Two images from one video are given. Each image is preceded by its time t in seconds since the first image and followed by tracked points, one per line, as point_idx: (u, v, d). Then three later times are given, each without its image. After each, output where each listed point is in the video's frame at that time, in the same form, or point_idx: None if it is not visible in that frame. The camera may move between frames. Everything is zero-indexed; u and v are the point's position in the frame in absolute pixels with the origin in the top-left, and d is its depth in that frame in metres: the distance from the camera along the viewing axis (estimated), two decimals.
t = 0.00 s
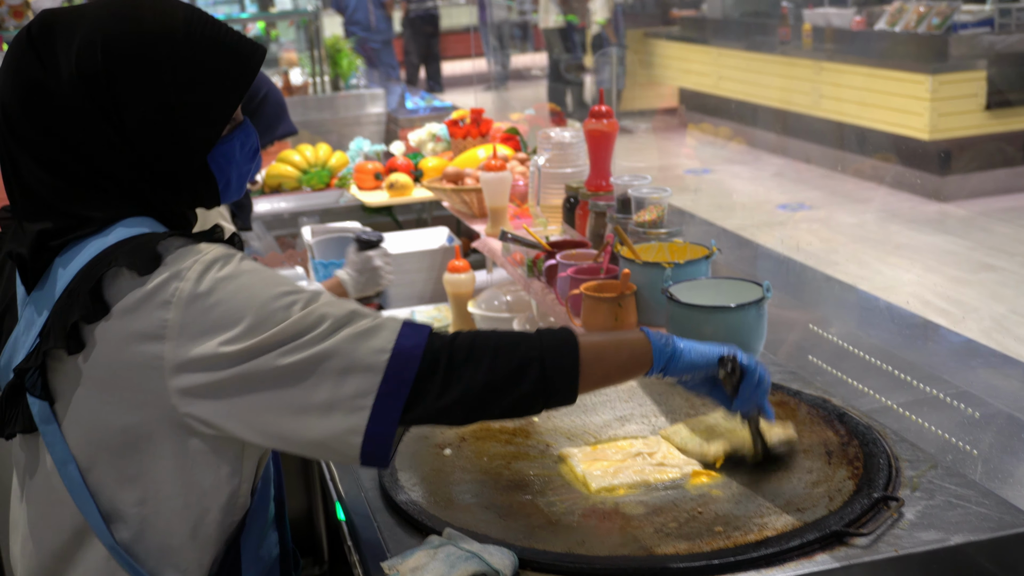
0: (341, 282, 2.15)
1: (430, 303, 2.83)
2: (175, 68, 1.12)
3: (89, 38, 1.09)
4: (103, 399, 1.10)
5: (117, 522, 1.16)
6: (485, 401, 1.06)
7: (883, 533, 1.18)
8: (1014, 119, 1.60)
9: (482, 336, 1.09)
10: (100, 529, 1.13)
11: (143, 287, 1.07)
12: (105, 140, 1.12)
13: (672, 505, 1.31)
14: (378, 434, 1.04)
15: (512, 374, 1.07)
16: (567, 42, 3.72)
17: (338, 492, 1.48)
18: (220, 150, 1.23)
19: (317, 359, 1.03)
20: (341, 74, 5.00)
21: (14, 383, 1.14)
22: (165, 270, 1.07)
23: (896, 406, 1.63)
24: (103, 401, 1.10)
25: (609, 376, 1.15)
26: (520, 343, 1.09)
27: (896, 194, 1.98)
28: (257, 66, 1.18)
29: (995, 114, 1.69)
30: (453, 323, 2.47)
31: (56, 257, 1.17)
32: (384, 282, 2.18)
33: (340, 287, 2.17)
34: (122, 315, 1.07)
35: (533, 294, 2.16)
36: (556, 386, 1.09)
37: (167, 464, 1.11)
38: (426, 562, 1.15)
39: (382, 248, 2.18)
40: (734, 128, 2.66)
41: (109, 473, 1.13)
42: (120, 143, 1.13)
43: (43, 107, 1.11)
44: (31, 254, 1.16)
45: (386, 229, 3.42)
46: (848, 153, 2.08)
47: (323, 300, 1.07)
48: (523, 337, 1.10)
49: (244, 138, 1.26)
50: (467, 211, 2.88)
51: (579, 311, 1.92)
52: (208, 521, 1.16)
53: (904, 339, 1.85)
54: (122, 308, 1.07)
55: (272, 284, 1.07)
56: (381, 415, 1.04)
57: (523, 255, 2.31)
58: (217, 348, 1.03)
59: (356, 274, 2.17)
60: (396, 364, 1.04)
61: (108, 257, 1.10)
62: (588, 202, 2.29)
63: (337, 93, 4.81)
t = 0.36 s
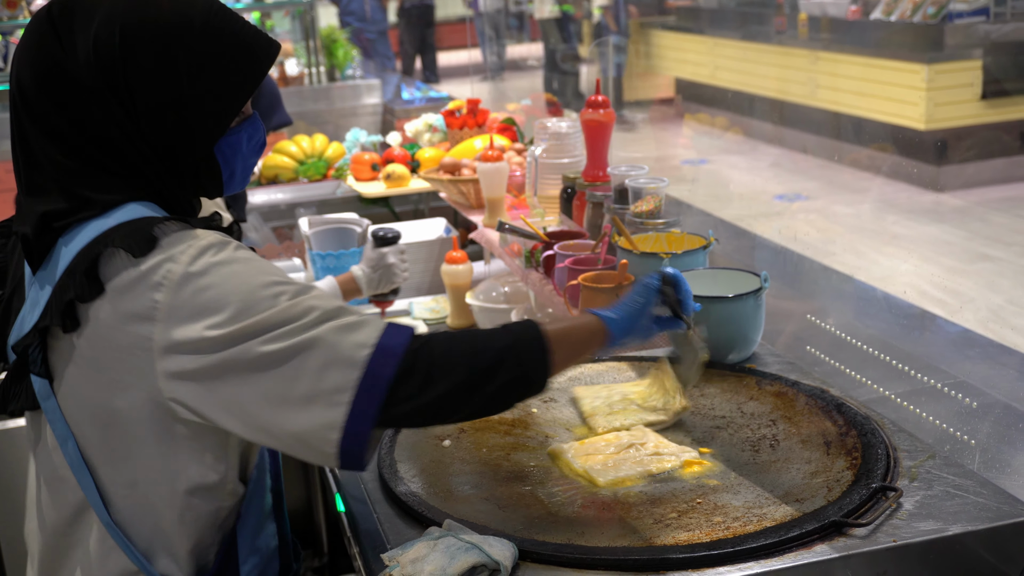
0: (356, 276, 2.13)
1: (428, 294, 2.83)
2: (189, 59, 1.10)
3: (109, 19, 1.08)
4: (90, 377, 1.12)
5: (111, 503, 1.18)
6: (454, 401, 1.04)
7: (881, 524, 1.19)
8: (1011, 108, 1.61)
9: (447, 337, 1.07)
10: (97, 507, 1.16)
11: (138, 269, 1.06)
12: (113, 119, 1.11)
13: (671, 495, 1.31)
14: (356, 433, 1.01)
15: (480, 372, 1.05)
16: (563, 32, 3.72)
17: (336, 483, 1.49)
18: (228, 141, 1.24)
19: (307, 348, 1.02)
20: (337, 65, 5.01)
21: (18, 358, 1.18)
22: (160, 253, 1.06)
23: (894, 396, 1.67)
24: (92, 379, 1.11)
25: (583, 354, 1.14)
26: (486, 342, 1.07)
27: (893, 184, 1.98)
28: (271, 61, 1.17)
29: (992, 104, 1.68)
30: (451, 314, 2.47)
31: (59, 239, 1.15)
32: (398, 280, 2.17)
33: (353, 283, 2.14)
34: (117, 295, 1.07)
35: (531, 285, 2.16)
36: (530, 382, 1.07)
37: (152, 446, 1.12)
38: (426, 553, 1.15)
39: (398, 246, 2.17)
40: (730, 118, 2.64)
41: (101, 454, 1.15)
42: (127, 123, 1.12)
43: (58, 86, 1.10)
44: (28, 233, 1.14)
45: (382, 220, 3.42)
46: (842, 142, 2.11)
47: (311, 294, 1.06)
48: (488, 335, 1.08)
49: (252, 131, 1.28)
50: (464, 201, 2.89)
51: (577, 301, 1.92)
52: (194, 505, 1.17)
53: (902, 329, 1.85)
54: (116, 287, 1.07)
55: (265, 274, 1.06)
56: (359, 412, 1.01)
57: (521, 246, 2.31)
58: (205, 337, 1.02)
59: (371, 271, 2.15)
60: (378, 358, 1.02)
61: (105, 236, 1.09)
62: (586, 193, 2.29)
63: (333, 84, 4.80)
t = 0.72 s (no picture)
0: (340, 282, 2.14)
1: (432, 297, 2.83)
2: (166, 47, 1.15)
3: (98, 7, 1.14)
4: (72, 350, 1.17)
5: (105, 471, 1.23)
6: (308, 423, 0.97)
7: (886, 528, 1.19)
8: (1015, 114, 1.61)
9: (315, 353, 1.00)
10: (93, 474, 1.22)
11: (98, 241, 1.08)
12: (100, 105, 1.17)
13: (675, 499, 1.31)
14: (218, 446, 0.96)
15: (331, 396, 0.98)
16: (568, 35, 3.73)
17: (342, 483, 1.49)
18: (208, 129, 1.27)
19: (185, 348, 0.97)
20: (341, 66, 5.02)
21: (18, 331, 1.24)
22: (114, 226, 1.08)
23: (899, 401, 1.65)
24: (76, 350, 1.17)
25: (439, 393, 1.03)
26: (347, 365, 0.99)
27: (897, 188, 1.98)
28: (255, 55, 1.20)
29: (996, 108, 1.67)
30: (456, 317, 2.47)
31: (51, 219, 1.16)
32: (380, 286, 2.19)
33: (337, 288, 2.15)
34: (80, 266, 1.11)
35: (536, 288, 2.16)
36: (386, 407, 0.99)
37: (127, 418, 1.17)
38: (431, 554, 1.16)
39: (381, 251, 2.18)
40: (733, 121, 2.69)
41: (89, 426, 1.21)
42: (115, 111, 1.18)
43: (49, 68, 1.17)
44: (24, 214, 1.17)
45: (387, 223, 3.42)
46: (848, 147, 2.08)
47: (226, 296, 1.01)
48: (348, 355, 1.00)
49: (238, 121, 1.30)
50: (469, 204, 2.89)
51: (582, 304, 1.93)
52: (172, 471, 1.20)
53: (907, 334, 1.85)
54: (82, 260, 1.10)
55: (200, 266, 1.03)
56: (214, 428, 0.96)
57: (526, 249, 2.31)
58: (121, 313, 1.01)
59: (353, 276, 2.16)
60: (229, 375, 0.95)
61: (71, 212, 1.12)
62: (591, 196, 2.29)
63: (338, 86, 4.81)
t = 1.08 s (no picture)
0: (339, 290, 2.14)
1: (433, 300, 2.83)
2: (159, 47, 1.14)
3: (89, 8, 1.13)
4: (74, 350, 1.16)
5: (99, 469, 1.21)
6: (358, 410, 0.99)
7: (887, 531, 1.19)
8: (1013, 119, 1.61)
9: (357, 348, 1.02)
10: (88, 471, 1.20)
11: (107, 239, 1.09)
12: (97, 105, 1.17)
13: (676, 502, 1.31)
14: (265, 436, 0.98)
15: (379, 387, 1.00)
16: (570, 39, 3.73)
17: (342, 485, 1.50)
18: (202, 125, 1.28)
19: (225, 344, 0.98)
20: (343, 70, 5.03)
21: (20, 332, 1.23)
22: (124, 225, 1.08)
23: (900, 404, 1.68)
24: (75, 346, 1.15)
25: (482, 386, 1.05)
26: (393, 359, 1.02)
27: (898, 193, 1.98)
28: (247, 52, 1.19)
29: (996, 113, 1.67)
30: (457, 320, 2.47)
31: (51, 215, 1.17)
32: (381, 297, 2.19)
33: (336, 296, 2.16)
34: (89, 263, 1.10)
35: (537, 291, 2.17)
36: (428, 399, 1.01)
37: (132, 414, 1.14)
38: (432, 557, 1.15)
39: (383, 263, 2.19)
40: (734, 125, 2.70)
41: (88, 431, 1.18)
42: (110, 109, 1.17)
43: (47, 71, 1.16)
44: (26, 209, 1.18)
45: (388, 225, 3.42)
46: (850, 152, 2.07)
47: (251, 289, 1.03)
48: (389, 349, 1.02)
49: (231, 117, 1.31)
50: (470, 208, 2.89)
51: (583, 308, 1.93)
52: (171, 472, 1.16)
53: (908, 338, 1.85)
54: (91, 256, 1.10)
55: (219, 259, 1.04)
56: (263, 418, 0.97)
57: (527, 252, 2.31)
58: (144, 312, 1.01)
59: (354, 285, 2.16)
60: (277, 367, 0.97)
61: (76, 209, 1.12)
62: (592, 200, 2.29)
63: (340, 89, 4.81)
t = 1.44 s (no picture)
0: (350, 277, 2.18)
1: (436, 302, 2.84)
2: (179, 50, 1.17)
3: (108, 14, 1.15)
4: (96, 355, 1.20)
5: (122, 473, 1.25)
6: (428, 383, 1.09)
7: (890, 535, 1.19)
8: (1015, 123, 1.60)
9: (437, 326, 1.11)
10: (111, 476, 1.24)
11: (138, 243, 1.13)
12: (113, 108, 1.19)
13: (680, 504, 1.31)
14: (338, 409, 1.06)
15: (455, 359, 1.10)
16: (572, 42, 3.73)
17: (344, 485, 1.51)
18: (220, 129, 1.29)
19: (298, 324, 1.06)
20: (346, 72, 5.03)
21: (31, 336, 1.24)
22: (156, 227, 1.13)
23: (904, 408, 1.66)
24: (100, 351, 1.19)
25: (550, 369, 1.15)
26: (471, 334, 1.12)
27: (901, 198, 1.97)
28: (261, 58, 1.23)
29: (998, 118, 1.67)
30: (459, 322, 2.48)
31: (66, 220, 1.21)
32: (390, 281, 2.23)
33: (347, 283, 2.20)
34: (117, 268, 1.14)
35: (540, 294, 2.17)
36: (501, 375, 1.10)
37: (159, 422, 1.21)
38: (435, 559, 1.15)
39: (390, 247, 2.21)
40: (738, 129, 2.67)
41: (114, 428, 1.23)
42: (127, 112, 1.20)
43: (62, 75, 1.18)
44: (39, 215, 1.21)
45: (390, 227, 3.43)
46: (851, 155, 2.09)
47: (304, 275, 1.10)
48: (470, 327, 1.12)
49: (246, 122, 1.32)
50: (472, 210, 2.90)
51: (586, 310, 1.92)
52: (200, 474, 1.26)
53: (910, 341, 1.85)
54: (118, 262, 1.14)
55: (262, 253, 1.11)
56: (337, 391, 1.06)
57: (529, 255, 2.30)
58: (207, 304, 1.07)
59: (363, 271, 2.20)
60: (354, 340, 1.06)
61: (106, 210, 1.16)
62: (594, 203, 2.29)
63: (343, 91, 4.82)
